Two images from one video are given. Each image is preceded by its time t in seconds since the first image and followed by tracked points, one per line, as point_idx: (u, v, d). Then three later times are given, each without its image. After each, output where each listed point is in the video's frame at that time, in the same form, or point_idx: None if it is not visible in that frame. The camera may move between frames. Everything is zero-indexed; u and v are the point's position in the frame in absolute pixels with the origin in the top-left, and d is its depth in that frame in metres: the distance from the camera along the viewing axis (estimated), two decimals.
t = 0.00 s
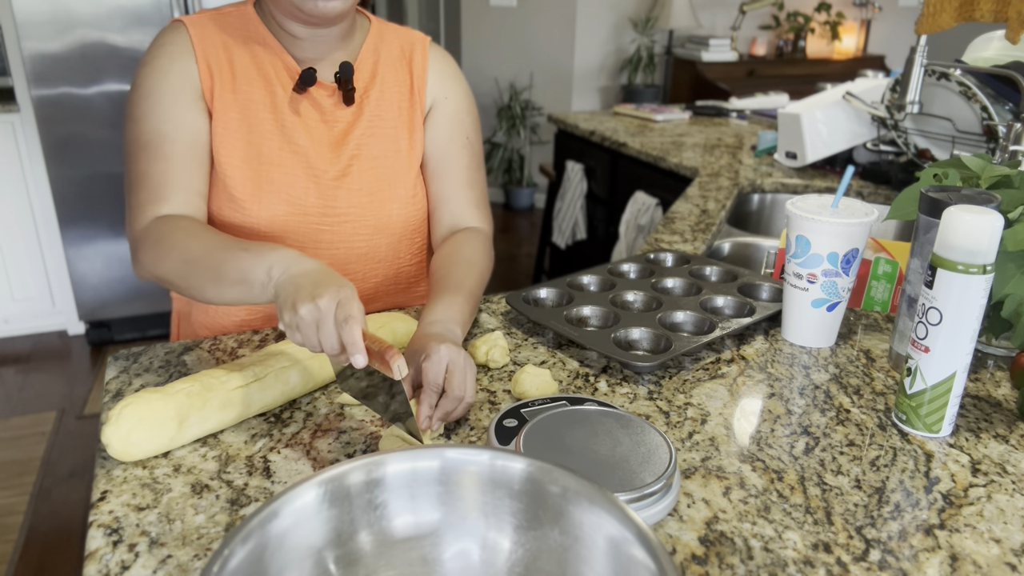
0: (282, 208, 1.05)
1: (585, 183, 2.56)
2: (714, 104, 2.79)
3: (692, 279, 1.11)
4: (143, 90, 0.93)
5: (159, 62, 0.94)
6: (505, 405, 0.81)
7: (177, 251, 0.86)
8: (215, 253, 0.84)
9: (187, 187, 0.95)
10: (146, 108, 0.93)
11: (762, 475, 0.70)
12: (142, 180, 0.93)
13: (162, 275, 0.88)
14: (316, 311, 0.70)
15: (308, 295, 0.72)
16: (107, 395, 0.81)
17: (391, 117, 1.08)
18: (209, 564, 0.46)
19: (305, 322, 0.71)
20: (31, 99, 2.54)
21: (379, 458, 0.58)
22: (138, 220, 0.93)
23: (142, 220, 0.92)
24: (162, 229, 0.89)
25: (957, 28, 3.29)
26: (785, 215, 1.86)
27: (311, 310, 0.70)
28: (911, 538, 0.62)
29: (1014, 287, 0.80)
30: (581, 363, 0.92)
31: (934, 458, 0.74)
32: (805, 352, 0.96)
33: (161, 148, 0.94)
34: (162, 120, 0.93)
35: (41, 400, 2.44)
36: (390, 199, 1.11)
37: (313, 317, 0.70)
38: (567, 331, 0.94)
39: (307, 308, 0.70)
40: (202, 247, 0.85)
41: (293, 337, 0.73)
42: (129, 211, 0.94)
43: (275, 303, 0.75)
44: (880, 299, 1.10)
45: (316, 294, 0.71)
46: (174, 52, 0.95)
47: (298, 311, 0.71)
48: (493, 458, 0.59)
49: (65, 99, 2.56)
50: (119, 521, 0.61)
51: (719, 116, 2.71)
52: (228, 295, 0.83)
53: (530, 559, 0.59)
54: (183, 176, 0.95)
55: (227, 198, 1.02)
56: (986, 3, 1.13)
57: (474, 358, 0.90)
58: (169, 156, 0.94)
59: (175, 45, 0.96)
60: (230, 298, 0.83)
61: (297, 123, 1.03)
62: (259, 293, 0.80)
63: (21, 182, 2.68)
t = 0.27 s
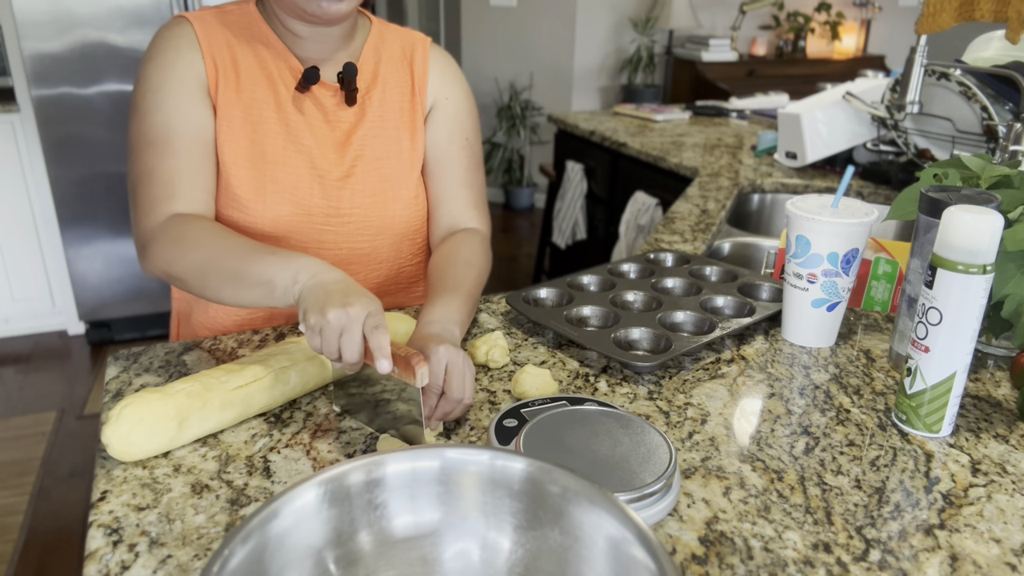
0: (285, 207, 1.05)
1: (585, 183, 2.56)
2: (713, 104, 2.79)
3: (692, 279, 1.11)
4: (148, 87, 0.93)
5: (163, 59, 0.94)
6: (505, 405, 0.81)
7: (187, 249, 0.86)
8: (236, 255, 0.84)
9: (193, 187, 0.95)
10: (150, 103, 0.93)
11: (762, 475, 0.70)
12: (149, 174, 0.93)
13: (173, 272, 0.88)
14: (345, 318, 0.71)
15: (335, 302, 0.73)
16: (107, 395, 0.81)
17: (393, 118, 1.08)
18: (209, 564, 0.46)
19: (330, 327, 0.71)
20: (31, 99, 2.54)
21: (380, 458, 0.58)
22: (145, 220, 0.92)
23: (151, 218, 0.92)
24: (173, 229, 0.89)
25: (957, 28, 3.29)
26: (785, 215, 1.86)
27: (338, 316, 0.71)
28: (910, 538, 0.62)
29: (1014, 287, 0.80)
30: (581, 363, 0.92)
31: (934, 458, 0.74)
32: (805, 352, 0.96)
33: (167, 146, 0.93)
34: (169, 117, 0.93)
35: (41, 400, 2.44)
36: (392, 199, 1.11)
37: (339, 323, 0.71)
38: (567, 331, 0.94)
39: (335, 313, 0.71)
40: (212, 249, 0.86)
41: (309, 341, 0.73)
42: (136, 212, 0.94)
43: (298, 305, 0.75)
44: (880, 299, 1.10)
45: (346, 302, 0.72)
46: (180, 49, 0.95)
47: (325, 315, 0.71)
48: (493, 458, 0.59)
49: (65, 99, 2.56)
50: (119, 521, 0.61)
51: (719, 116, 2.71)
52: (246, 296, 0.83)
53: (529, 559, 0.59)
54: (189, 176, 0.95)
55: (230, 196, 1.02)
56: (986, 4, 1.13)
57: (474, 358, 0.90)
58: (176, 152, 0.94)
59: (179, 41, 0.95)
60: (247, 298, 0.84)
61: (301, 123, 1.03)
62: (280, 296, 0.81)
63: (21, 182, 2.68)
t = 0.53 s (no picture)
0: (283, 206, 1.05)
1: (585, 183, 2.56)
2: (714, 104, 2.79)
3: (692, 279, 1.11)
4: (146, 84, 0.93)
5: (160, 57, 0.93)
6: (505, 405, 0.81)
7: (181, 241, 0.86)
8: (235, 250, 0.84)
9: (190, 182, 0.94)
10: (149, 100, 0.92)
11: (762, 475, 0.70)
12: (147, 168, 0.92)
13: (164, 263, 0.88)
14: (345, 326, 0.70)
15: (332, 308, 0.72)
16: (107, 395, 0.81)
17: (390, 117, 1.08)
18: (209, 564, 0.46)
19: (327, 336, 0.71)
20: (31, 99, 2.54)
21: (380, 458, 0.58)
22: (138, 210, 0.91)
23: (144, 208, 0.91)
24: (168, 221, 0.88)
25: (957, 28, 3.29)
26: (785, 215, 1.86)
27: (335, 324, 0.71)
28: (911, 538, 0.62)
29: (1014, 287, 0.80)
30: (581, 363, 0.92)
31: (934, 458, 0.74)
32: (805, 352, 0.96)
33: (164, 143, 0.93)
34: (167, 114, 0.93)
35: (41, 400, 2.44)
36: (390, 198, 1.11)
37: (338, 331, 0.71)
38: (567, 331, 0.94)
39: (333, 321, 0.71)
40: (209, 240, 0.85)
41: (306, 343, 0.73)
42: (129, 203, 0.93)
43: (296, 307, 0.75)
44: (880, 299, 1.10)
45: (343, 308, 0.72)
46: (178, 47, 0.95)
47: (324, 321, 0.71)
48: (493, 458, 0.59)
49: (64, 99, 2.56)
50: (119, 521, 0.61)
51: (720, 116, 2.71)
52: (242, 291, 0.83)
53: (529, 559, 0.59)
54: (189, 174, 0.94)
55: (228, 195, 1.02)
56: (986, 4, 1.13)
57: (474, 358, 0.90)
58: (173, 148, 0.93)
59: (176, 40, 0.95)
60: (243, 294, 0.83)
61: (298, 122, 1.03)
62: (275, 291, 0.80)
63: (21, 182, 2.68)
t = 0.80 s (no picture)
0: (282, 206, 1.05)
1: (585, 183, 2.56)
2: (714, 104, 2.79)
3: (692, 279, 1.11)
4: (146, 83, 0.92)
5: (161, 57, 0.93)
6: (505, 405, 0.81)
7: (180, 237, 0.84)
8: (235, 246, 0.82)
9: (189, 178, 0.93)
10: (149, 97, 0.92)
11: (762, 475, 0.70)
12: (148, 163, 0.91)
13: (164, 259, 0.85)
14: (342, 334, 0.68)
15: (329, 312, 0.69)
16: (107, 395, 0.81)
17: (390, 116, 1.09)
18: (210, 564, 0.46)
19: (325, 342, 0.69)
20: (31, 99, 2.54)
21: (380, 458, 0.58)
22: (138, 206, 0.90)
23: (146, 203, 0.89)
24: (165, 215, 0.87)
25: (957, 28, 3.29)
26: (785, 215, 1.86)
27: (333, 331, 0.68)
28: (910, 538, 0.62)
29: (1014, 287, 0.80)
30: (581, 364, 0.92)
31: (934, 458, 0.74)
32: (805, 352, 0.96)
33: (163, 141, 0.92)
34: (168, 113, 0.92)
35: (41, 400, 2.44)
36: (389, 197, 1.11)
37: (335, 337, 0.68)
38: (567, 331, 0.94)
39: (331, 329, 0.68)
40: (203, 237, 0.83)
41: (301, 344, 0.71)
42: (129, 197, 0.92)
43: (292, 309, 0.72)
44: (880, 299, 1.10)
45: (339, 313, 0.69)
46: (178, 47, 0.95)
47: (321, 328, 0.68)
48: (493, 458, 0.59)
49: (64, 99, 2.56)
50: (119, 521, 0.61)
51: (720, 116, 2.71)
52: (240, 292, 0.80)
53: (529, 559, 0.59)
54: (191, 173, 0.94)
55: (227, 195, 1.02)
56: (986, 4, 1.13)
57: (474, 358, 0.90)
58: (172, 144, 0.92)
59: (177, 40, 0.95)
60: (241, 295, 0.80)
61: (298, 121, 1.03)
62: (272, 292, 0.78)
63: (21, 182, 2.68)
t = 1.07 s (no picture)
0: (280, 210, 1.05)
1: (585, 183, 2.56)
2: (714, 104, 2.79)
3: (692, 279, 1.11)
4: (139, 92, 0.93)
5: (154, 67, 0.94)
6: (505, 405, 0.81)
7: (157, 251, 0.85)
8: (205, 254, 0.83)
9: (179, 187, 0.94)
10: (139, 109, 0.93)
11: (762, 475, 0.70)
12: (134, 177, 0.92)
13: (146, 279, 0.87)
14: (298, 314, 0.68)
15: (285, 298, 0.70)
16: (107, 395, 0.81)
17: (389, 118, 1.08)
18: (210, 564, 0.46)
19: (289, 327, 0.69)
20: (31, 99, 2.54)
21: (380, 458, 0.58)
22: (127, 217, 0.92)
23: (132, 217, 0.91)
24: (151, 227, 0.88)
25: (957, 28, 3.29)
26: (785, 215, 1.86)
27: (290, 314, 0.68)
28: (911, 538, 0.62)
29: (1014, 287, 0.80)
30: (581, 363, 0.92)
31: (934, 458, 0.74)
32: (805, 352, 0.96)
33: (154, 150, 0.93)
34: (159, 123, 0.93)
35: (41, 400, 2.44)
36: (388, 200, 1.11)
37: (296, 321, 0.69)
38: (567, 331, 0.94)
39: (287, 312, 0.68)
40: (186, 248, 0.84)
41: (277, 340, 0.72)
42: (119, 209, 0.94)
43: (254, 304, 0.73)
44: (880, 299, 1.10)
45: (294, 295, 0.69)
46: (173, 55, 0.96)
47: (279, 315, 0.69)
48: (493, 458, 0.59)
49: (64, 99, 2.56)
50: (119, 521, 0.61)
51: (720, 116, 2.71)
52: (211, 295, 0.82)
53: (529, 559, 0.59)
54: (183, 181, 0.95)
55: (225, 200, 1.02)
56: (986, 4, 1.13)
57: (474, 358, 0.90)
58: (163, 154, 0.93)
59: (172, 47, 0.96)
60: (214, 298, 0.82)
61: (296, 125, 1.03)
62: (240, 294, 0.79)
63: (21, 183, 2.68)
